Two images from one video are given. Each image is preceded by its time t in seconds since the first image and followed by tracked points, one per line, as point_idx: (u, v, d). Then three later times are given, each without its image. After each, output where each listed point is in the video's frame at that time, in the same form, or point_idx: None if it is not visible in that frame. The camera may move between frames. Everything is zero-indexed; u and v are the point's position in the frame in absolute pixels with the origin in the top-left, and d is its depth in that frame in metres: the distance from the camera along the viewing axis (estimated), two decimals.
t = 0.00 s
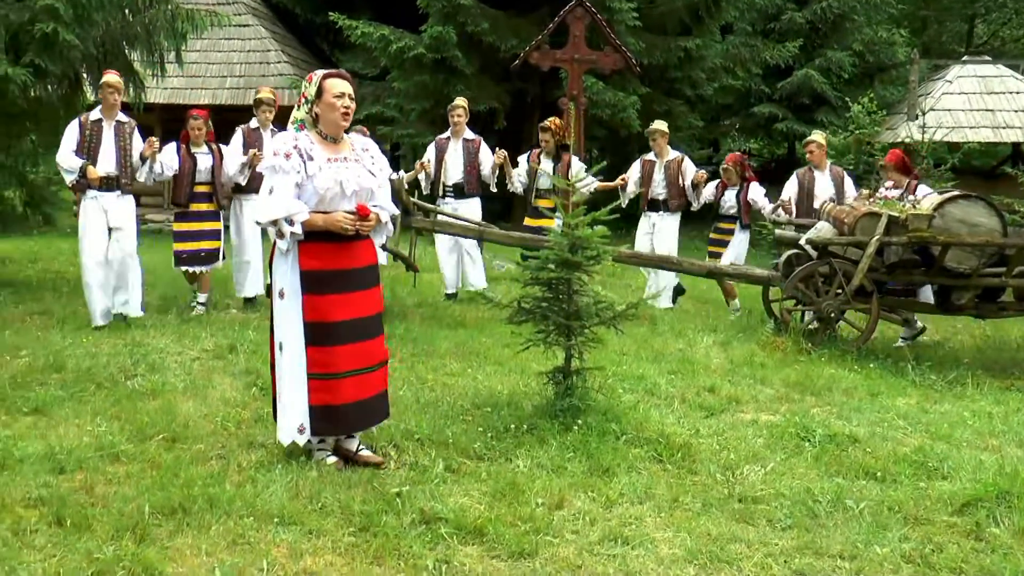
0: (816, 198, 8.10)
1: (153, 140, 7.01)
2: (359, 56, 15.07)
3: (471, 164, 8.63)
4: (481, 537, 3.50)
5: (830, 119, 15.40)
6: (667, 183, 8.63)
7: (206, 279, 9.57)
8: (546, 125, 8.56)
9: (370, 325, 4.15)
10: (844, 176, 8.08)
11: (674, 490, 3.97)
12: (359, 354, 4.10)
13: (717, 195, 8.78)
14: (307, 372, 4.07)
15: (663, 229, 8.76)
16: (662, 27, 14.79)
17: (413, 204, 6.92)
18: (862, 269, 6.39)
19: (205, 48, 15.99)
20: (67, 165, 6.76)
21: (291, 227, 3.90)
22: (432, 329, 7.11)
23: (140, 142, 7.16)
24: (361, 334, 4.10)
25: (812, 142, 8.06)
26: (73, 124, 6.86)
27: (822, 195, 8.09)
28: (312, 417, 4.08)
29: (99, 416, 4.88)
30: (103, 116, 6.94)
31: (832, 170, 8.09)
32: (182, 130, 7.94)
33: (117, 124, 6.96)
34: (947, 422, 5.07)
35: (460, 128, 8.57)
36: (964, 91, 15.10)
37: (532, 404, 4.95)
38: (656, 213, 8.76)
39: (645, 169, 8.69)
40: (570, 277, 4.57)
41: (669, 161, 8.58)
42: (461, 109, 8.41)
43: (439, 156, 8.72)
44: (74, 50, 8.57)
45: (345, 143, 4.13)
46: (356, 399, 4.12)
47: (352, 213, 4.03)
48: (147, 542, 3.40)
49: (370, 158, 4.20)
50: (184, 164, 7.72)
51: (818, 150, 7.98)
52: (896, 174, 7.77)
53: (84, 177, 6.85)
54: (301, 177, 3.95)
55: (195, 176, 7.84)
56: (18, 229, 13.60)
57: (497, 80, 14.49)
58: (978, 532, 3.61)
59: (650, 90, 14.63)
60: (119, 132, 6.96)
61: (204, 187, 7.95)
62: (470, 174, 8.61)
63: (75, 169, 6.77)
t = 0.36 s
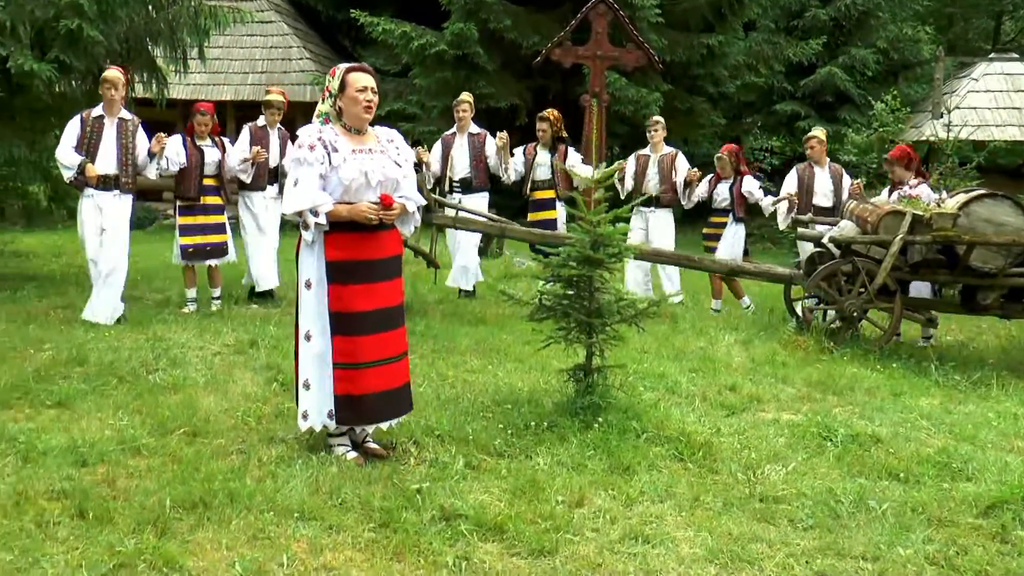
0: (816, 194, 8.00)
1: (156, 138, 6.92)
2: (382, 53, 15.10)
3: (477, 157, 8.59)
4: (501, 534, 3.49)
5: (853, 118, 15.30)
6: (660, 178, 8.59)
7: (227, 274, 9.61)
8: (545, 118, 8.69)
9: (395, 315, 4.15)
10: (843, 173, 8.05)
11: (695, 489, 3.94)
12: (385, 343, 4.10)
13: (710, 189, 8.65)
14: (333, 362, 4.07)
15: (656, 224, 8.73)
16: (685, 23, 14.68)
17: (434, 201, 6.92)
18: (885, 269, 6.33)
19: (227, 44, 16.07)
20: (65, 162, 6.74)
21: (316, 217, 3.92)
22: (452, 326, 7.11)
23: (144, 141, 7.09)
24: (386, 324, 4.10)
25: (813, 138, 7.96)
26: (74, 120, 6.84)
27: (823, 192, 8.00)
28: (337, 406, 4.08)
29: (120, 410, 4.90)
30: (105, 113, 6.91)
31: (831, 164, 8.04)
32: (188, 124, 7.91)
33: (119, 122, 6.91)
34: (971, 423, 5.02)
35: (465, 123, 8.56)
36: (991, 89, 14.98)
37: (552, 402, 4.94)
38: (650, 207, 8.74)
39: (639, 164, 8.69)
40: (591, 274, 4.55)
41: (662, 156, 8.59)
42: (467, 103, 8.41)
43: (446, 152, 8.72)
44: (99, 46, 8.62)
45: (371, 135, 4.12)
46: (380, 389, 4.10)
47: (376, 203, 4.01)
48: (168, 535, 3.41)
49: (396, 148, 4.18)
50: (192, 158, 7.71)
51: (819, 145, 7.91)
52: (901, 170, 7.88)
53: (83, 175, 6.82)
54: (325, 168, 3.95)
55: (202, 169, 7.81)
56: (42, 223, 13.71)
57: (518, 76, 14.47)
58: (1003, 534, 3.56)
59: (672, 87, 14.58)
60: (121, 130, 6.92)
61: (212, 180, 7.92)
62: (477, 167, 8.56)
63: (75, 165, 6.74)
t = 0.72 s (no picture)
0: (814, 186, 8.03)
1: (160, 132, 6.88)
2: (403, 50, 15.10)
3: (483, 152, 8.61)
4: (521, 533, 3.48)
5: (877, 116, 15.19)
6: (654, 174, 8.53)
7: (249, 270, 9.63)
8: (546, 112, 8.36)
9: (415, 313, 4.17)
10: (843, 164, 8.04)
11: (716, 489, 3.92)
12: (406, 342, 4.11)
13: (711, 181, 8.64)
14: (357, 360, 4.07)
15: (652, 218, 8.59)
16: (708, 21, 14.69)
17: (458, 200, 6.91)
18: (909, 269, 6.28)
19: (250, 41, 16.12)
20: (70, 154, 6.64)
21: (343, 217, 3.91)
22: (473, 323, 7.10)
23: (146, 132, 7.02)
24: (408, 322, 4.12)
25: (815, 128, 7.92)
26: (77, 112, 6.73)
27: (821, 182, 8.03)
28: (361, 403, 4.08)
29: (142, 404, 4.92)
30: (108, 104, 6.81)
31: (830, 156, 8.03)
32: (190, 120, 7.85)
33: (123, 113, 6.83)
34: (996, 425, 4.97)
35: (470, 119, 8.56)
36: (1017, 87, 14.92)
37: (573, 400, 4.93)
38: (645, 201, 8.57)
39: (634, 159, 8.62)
40: (613, 272, 4.53)
41: (658, 150, 8.54)
42: (467, 103, 8.33)
43: (452, 147, 8.72)
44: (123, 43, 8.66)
45: (399, 136, 4.11)
46: (401, 387, 4.13)
47: (401, 204, 4.01)
48: (188, 530, 3.41)
49: (423, 150, 4.17)
50: (195, 154, 7.59)
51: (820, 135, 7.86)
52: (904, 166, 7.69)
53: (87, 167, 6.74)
54: (351, 169, 3.94)
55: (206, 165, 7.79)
56: (66, 218, 13.80)
57: (540, 74, 14.44)
58: None
59: (694, 85, 14.51)
60: (124, 121, 6.84)
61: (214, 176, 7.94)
62: (483, 163, 8.59)
63: (80, 157, 6.65)
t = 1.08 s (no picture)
0: (799, 182, 7.98)
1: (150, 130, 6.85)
2: (425, 47, 15.10)
3: (477, 153, 8.42)
4: (542, 531, 3.47)
5: (900, 114, 15.08)
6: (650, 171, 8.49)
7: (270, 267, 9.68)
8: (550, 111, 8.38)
9: (440, 310, 4.17)
10: (837, 160, 7.93)
11: (738, 489, 3.90)
12: (431, 339, 4.11)
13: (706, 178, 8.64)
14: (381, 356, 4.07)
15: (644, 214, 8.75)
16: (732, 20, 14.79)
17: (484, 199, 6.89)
18: (933, 268, 6.23)
19: (272, 38, 16.13)
20: (67, 147, 6.56)
21: (367, 215, 3.91)
22: (494, 321, 7.09)
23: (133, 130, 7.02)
24: (432, 319, 4.12)
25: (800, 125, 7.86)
26: (72, 104, 6.66)
27: (806, 178, 7.96)
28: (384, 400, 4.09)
29: (164, 400, 4.94)
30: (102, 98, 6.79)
31: (820, 151, 7.93)
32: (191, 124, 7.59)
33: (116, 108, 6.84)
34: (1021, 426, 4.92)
35: (463, 119, 8.35)
36: None
37: (594, 398, 4.92)
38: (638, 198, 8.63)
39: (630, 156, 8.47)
40: (635, 271, 4.51)
41: (654, 147, 8.40)
42: (457, 105, 8.20)
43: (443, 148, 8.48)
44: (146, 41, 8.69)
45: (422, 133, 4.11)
46: (425, 384, 4.13)
47: (425, 200, 4.01)
48: (210, 526, 3.42)
49: (447, 146, 4.18)
50: (191, 159, 7.39)
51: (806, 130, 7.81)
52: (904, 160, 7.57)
53: (84, 161, 6.67)
54: (376, 165, 3.94)
55: (201, 171, 7.47)
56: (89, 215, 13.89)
57: (562, 71, 14.41)
58: None
59: (717, 83, 14.44)
60: (117, 116, 6.85)
61: (210, 183, 7.58)
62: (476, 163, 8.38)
63: (79, 151, 6.58)
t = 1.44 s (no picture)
0: (796, 177, 8.05)
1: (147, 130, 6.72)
2: (448, 47, 15.12)
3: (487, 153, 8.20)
4: (564, 531, 3.46)
5: (925, 114, 14.96)
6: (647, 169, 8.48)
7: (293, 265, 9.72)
8: (549, 106, 8.43)
9: (462, 310, 4.16)
10: (837, 157, 7.94)
11: (760, 490, 3.88)
12: (451, 338, 4.11)
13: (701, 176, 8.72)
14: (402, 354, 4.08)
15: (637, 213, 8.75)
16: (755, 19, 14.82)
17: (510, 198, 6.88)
18: (958, 268, 6.17)
19: (296, 37, 16.17)
20: (73, 146, 6.61)
21: (388, 211, 3.92)
22: (515, 320, 7.09)
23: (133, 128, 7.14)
24: (454, 318, 4.11)
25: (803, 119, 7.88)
26: (75, 104, 6.71)
27: (803, 173, 8.00)
28: (406, 399, 4.09)
29: (188, 397, 4.97)
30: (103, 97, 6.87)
31: (820, 147, 7.94)
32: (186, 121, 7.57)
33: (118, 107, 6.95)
34: None
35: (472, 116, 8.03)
36: None
37: (617, 398, 4.91)
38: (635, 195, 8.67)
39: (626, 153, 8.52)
40: (658, 270, 4.50)
41: (649, 145, 8.39)
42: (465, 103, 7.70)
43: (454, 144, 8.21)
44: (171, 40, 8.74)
45: (446, 130, 4.12)
46: (447, 383, 4.12)
47: (447, 197, 3.98)
48: (233, 524, 3.44)
49: (471, 144, 4.19)
50: (192, 156, 7.39)
51: (809, 124, 7.83)
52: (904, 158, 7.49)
53: (90, 161, 6.76)
54: (398, 161, 3.94)
55: (202, 168, 7.45)
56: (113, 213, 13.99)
57: (584, 71, 14.39)
58: None
59: (740, 82, 14.39)
60: (117, 114, 6.96)
61: (212, 179, 7.56)
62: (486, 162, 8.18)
63: (85, 151, 6.66)
